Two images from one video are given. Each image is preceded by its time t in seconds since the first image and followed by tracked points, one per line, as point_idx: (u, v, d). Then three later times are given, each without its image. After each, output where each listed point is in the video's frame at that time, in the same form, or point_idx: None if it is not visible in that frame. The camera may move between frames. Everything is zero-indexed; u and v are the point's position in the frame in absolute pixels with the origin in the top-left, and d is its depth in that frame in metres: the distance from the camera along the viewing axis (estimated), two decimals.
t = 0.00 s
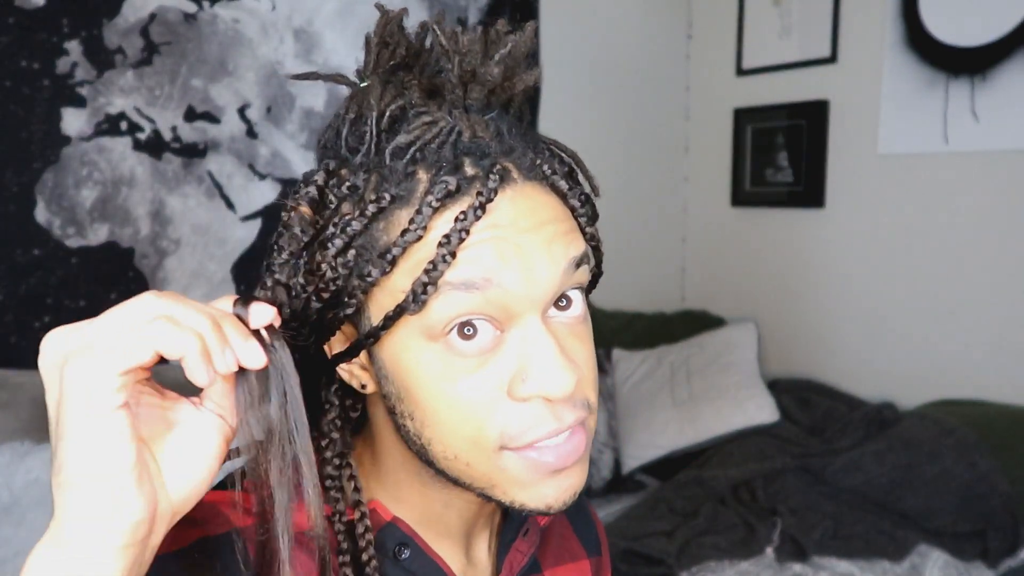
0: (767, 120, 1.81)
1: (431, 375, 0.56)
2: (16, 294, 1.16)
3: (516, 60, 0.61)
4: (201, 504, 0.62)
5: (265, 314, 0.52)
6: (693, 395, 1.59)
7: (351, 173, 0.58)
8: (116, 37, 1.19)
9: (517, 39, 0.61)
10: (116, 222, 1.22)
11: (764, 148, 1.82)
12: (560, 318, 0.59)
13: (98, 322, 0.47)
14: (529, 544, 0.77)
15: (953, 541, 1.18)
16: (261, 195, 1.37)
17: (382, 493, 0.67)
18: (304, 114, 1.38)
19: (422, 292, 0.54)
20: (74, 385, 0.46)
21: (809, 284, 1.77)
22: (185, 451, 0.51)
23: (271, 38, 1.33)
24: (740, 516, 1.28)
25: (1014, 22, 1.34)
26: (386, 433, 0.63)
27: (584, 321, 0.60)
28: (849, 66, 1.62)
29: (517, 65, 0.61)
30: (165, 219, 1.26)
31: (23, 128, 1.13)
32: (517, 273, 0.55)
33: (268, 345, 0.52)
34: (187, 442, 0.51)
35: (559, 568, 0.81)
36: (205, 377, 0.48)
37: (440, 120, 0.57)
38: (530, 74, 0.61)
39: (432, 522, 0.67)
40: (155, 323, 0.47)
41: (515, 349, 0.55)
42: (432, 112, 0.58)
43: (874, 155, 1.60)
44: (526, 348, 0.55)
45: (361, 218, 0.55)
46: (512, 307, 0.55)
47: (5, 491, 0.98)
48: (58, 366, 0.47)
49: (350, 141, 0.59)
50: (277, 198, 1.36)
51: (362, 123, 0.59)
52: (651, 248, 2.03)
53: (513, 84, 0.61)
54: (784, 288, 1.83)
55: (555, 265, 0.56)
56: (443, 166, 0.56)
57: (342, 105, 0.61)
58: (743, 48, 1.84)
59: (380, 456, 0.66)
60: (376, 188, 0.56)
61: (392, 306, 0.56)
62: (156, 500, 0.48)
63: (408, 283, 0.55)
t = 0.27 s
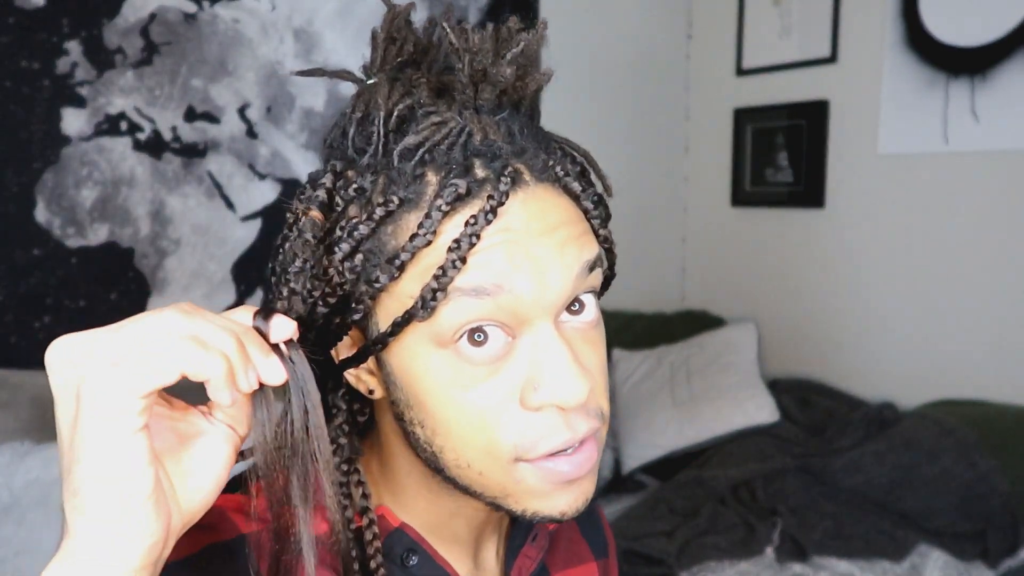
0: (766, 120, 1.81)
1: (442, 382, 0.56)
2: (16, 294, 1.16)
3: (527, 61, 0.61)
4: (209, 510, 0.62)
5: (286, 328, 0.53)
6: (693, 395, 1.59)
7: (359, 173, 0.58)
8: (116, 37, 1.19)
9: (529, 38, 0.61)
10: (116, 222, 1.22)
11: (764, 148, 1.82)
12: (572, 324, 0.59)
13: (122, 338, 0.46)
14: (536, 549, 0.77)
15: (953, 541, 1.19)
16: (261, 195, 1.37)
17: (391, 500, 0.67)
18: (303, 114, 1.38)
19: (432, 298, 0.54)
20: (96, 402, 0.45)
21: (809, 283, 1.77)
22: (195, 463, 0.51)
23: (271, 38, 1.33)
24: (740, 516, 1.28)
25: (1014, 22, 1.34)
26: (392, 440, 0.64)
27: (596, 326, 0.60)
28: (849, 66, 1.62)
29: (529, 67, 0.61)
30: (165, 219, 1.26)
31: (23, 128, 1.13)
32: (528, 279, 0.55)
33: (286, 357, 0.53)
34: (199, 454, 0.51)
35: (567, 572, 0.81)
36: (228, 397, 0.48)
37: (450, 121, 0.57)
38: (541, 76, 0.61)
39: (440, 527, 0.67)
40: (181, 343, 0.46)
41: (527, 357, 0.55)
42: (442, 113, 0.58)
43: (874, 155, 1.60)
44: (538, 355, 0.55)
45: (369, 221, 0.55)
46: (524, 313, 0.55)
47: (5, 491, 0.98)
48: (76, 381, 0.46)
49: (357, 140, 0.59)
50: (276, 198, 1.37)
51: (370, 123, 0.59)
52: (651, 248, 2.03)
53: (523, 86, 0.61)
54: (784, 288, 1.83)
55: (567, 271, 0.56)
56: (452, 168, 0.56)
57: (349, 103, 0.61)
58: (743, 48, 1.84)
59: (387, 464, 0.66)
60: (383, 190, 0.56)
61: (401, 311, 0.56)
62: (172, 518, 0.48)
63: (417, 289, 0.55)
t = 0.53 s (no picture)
0: (766, 120, 1.81)
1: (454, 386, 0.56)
2: (16, 294, 1.16)
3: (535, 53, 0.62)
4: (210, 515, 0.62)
5: (305, 327, 0.53)
6: (693, 395, 1.59)
7: (361, 171, 0.57)
8: (116, 37, 1.19)
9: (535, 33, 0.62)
10: (116, 222, 1.22)
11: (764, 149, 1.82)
12: (580, 323, 0.59)
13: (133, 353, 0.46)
14: (534, 552, 0.77)
15: (953, 541, 1.18)
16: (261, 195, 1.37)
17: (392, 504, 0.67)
18: (303, 114, 1.38)
19: (444, 301, 0.54)
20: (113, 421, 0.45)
21: (809, 284, 1.77)
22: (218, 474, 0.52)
23: (271, 38, 1.33)
24: (740, 516, 1.28)
25: (1014, 22, 1.34)
26: (394, 447, 0.63)
27: (602, 326, 0.61)
28: (849, 66, 1.62)
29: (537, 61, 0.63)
30: (165, 219, 1.26)
31: (23, 128, 1.13)
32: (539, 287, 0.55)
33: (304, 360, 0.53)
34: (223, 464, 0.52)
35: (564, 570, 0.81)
36: (249, 401, 0.49)
37: (459, 118, 0.57)
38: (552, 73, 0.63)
39: (442, 530, 0.67)
40: (195, 354, 0.47)
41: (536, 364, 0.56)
42: (447, 110, 0.58)
43: (874, 155, 1.60)
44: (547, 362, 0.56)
45: (375, 222, 0.55)
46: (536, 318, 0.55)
47: (5, 491, 0.98)
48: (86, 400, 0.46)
49: (357, 137, 0.59)
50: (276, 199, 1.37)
51: (370, 121, 0.59)
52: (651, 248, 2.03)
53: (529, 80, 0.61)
54: (784, 288, 1.83)
55: (579, 273, 0.57)
56: (461, 167, 0.56)
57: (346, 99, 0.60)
58: (743, 48, 1.84)
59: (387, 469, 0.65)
60: (387, 189, 0.56)
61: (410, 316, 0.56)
62: (205, 537, 0.49)
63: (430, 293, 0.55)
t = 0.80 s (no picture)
0: (766, 120, 1.80)
1: (538, 390, 0.55)
2: (16, 294, 1.16)
3: (610, 53, 0.58)
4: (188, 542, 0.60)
5: (399, 357, 0.51)
6: (693, 395, 1.59)
7: (430, 173, 0.52)
8: (116, 37, 1.19)
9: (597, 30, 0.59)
10: (116, 222, 1.22)
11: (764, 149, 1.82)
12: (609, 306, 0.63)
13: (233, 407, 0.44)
14: (520, 545, 0.76)
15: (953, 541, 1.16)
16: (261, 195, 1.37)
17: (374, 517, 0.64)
18: (304, 114, 1.38)
19: (571, 301, 0.53)
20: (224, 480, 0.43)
21: (810, 284, 1.77)
22: (318, 517, 0.48)
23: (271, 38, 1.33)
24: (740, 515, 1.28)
25: (1014, 22, 1.34)
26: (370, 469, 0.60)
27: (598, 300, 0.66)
28: (849, 66, 1.62)
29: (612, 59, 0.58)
30: (165, 219, 1.26)
31: (23, 128, 1.13)
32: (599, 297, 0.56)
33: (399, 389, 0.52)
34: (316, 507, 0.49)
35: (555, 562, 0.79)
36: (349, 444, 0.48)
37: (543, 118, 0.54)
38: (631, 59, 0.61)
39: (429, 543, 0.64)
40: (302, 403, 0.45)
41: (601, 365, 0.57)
42: (521, 106, 0.54)
43: (874, 155, 1.60)
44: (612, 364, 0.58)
45: (480, 230, 0.52)
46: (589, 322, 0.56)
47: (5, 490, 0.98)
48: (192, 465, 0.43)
49: (412, 135, 0.53)
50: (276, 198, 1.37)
51: (428, 118, 0.54)
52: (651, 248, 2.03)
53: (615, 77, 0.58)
54: (785, 288, 1.83)
55: (618, 265, 0.57)
56: (554, 168, 0.54)
57: (379, 89, 0.54)
58: (743, 48, 1.84)
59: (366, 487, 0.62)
60: (479, 194, 0.52)
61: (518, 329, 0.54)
62: None
63: (549, 302, 0.53)
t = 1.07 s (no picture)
0: (766, 121, 1.81)
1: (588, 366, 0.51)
2: (15, 294, 1.16)
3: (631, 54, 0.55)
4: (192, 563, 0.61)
5: (509, 397, 0.43)
6: (693, 395, 1.59)
7: (474, 186, 0.48)
8: (116, 37, 1.19)
9: (611, 32, 0.56)
10: (116, 222, 1.22)
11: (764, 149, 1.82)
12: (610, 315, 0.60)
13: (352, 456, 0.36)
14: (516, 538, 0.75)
15: (953, 541, 1.16)
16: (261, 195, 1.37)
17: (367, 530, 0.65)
18: (304, 114, 1.39)
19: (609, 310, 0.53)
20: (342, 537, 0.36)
21: (810, 285, 1.77)
22: (437, 565, 0.41)
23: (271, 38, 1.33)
24: (740, 515, 1.27)
25: (1013, 22, 1.34)
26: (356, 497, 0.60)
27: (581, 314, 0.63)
28: (849, 66, 1.62)
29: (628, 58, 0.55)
30: (165, 219, 1.26)
31: (23, 127, 1.13)
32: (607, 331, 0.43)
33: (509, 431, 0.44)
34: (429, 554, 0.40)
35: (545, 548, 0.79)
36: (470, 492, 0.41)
37: (575, 123, 0.51)
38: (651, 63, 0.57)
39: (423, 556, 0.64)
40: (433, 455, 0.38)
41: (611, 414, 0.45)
42: (551, 111, 0.51)
43: (874, 156, 1.60)
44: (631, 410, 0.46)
45: (531, 244, 0.48)
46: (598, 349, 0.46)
47: (5, 491, 0.99)
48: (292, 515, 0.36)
49: (452, 147, 0.49)
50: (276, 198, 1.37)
51: (464, 126, 0.50)
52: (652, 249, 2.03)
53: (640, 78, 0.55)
54: (785, 289, 1.84)
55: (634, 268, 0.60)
56: (587, 174, 0.52)
57: (402, 98, 0.49)
58: (742, 48, 1.85)
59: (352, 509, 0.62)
60: (522, 206, 0.49)
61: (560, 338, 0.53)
62: None
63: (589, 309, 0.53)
